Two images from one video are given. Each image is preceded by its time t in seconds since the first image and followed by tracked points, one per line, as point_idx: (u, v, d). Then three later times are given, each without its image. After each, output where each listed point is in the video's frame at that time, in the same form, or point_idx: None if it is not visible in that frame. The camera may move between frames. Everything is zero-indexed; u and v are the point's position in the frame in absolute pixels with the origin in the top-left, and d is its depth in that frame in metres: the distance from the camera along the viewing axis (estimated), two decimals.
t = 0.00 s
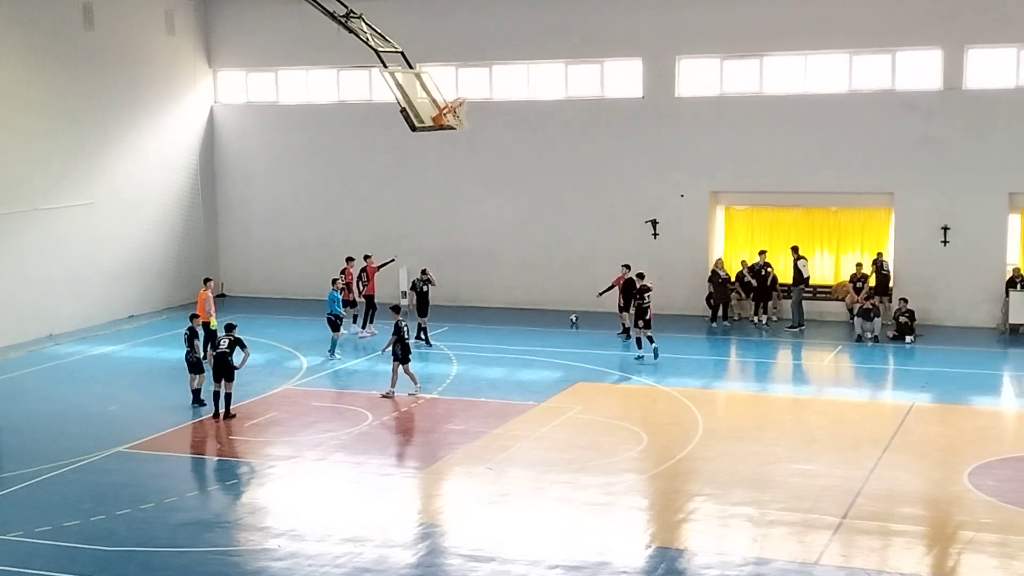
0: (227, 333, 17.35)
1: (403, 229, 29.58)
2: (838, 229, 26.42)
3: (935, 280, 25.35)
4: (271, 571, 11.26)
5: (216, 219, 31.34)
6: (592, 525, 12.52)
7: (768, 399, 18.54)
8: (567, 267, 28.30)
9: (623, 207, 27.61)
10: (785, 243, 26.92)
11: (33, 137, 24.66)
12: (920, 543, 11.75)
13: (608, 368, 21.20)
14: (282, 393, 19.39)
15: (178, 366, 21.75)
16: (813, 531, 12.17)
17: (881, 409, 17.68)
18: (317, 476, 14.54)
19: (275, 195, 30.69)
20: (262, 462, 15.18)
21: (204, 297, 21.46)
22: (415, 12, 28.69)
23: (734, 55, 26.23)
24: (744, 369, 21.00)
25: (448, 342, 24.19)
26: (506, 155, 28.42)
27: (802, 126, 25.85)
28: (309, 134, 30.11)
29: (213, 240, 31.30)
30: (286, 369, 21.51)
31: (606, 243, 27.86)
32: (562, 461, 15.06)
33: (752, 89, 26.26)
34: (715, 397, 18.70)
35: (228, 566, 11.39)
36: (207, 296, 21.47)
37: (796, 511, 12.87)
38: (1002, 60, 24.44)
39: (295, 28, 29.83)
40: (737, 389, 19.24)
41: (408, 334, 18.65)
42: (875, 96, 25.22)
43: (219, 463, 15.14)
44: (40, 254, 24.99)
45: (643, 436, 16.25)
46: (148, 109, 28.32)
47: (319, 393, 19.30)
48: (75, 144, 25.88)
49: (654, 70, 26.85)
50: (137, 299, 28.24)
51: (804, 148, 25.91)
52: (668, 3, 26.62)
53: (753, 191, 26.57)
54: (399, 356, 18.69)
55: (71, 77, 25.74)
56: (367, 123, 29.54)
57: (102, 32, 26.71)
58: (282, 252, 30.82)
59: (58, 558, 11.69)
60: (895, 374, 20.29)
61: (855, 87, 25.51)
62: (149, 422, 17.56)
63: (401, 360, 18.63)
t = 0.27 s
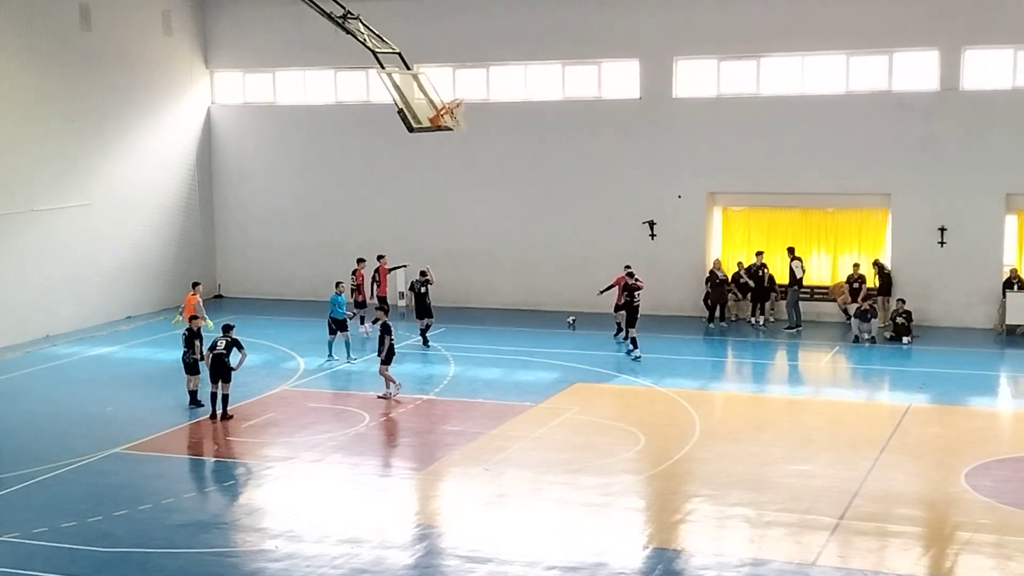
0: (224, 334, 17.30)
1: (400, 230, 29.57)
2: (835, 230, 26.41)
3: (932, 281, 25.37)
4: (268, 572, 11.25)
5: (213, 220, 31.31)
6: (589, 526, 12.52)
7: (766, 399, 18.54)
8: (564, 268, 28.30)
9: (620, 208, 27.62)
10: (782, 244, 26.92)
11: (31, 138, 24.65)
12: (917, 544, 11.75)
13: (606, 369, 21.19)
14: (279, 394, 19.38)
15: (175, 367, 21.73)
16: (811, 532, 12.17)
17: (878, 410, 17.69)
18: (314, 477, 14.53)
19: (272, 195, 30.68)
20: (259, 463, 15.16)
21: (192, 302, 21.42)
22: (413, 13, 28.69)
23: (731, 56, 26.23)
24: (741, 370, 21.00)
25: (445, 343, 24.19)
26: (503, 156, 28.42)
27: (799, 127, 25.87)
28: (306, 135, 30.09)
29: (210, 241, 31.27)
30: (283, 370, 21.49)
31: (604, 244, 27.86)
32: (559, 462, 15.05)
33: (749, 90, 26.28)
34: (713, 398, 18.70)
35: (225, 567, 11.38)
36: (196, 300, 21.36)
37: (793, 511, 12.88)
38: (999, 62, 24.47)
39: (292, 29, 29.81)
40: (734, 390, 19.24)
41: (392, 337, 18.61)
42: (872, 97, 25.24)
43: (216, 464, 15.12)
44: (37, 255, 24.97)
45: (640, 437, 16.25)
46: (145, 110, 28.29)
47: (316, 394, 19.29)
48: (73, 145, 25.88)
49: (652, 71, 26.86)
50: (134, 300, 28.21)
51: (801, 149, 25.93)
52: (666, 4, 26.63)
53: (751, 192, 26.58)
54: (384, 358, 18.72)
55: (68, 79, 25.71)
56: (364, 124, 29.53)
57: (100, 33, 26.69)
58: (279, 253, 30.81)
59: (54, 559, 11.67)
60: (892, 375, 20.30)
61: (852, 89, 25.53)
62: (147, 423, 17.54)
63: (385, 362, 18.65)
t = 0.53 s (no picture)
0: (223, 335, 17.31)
1: (399, 231, 29.57)
2: (833, 231, 26.43)
3: (930, 282, 25.38)
4: (267, 572, 11.25)
5: (211, 221, 31.31)
6: (587, 526, 12.52)
7: (764, 400, 18.55)
8: (562, 268, 28.30)
9: (619, 209, 27.63)
10: (780, 245, 26.94)
11: (29, 138, 24.65)
12: (915, 545, 11.77)
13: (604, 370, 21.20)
14: (277, 394, 19.38)
15: (173, 368, 21.73)
16: (809, 533, 12.18)
17: (876, 410, 17.71)
18: (312, 478, 14.52)
19: (270, 196, 30.67)
20: (258, 464, 15.16)
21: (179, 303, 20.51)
22: (411, 13, 28.70)
23: (729, 57, 26.25)
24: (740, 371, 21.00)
25: (443, 344, 24.18)
26: (501, 157, 28.42)
27: (797, 127, 25.88)
28: (304, 135, 30.09)
29: (208, 241, 31.27)
30: (281, 371, 21.48)
31: (602, 245, 27.87)
32: (557, 462, 15.05)
33: (747, 91, 26.30)
34: (711, 398, 18.70)
35: (223, 568, 11.38)
36: (184, 301, 20.60)
37: (792, 512, 12.89)
38: (996, 62, 24.50)
39: (291, 29, 29.81)
40: (733, 391, 19.26)
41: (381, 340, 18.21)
42: (870, 98, 25.26)
43: (214, 465, 15.13)
44: (35, 255, 24.96)
45: (638, 437, 16.26)
46: (143, 110, 28.29)
47: (314, 395, 19.29)
48: (71, 145, 25.88)
49: (650, 72, 26.87)
50: (132, 300, 28.20)
51: (799, 150, 25.95)
52: (663, 6, 26.64)
53: (749, 193, 26.60)
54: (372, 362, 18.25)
55: (65, 79, 25.67)
56: (362, 125, 29.53)
57: (98, 34, 26.69)
58: (278, 253, 30.81)
59: (52, 560, 11.66)
60: (890, 376, 20.31)
61: (850, 89, 25.55)
62: (145, 424, 17.53)
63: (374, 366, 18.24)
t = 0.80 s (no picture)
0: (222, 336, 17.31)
1: (397, 231, 29.56)
2: (832, 231, 26.41)
3: (929, 282, 25.38)
4: (266, 573, 11.25)
5: (210, 221, 31.30)
6: (586, 527, 12.52)
7: (763, 400, 18.56)
8: (561, 269, 28.30)
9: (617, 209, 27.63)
10: (779, 245, 26.93)
11: (28, 138, 24.64)
12: (914, 545, 11.77)
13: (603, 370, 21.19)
14: (276, 395, 19.38)
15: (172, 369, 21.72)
16: (808, 533, 12.18)
17: (875, 411, 17.71)
18: (311, 478, 14.52)
19: (268, 197, 30.66)
20: (257, 464, 15.16)
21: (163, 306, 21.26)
22: (410, 13, 28.69)
23: (728, 57, 26.25)
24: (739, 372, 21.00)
25: (442, 344, 24.18)
26: (500, 157, 28.42)
27: (796, 128, 25.89)
28: (303, 136, 30.08)
29: (207, 242, 31.27)
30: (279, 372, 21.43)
31: (601, 245, 27.88)
32: (556, 463, 15.05)
33: (746, 91, 26.30)
34: (710, 398, 18.70)
35: (222, 569, 11.38)
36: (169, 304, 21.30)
37: (791, 512, 12.89)
38: (995, 63, 24.50)
39: (290, 30, 29.81)
40: (731, 391, 19.26)
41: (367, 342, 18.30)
42: (869, 98, 25.27)
43: (213, 466, 15.12)
44: (34, 255, 24.95)
45: (638, 438, 16.27)
46: (142, 110, 28.29)
47: (313, 395, 19.28)
48: (70, 145, 25.87)
49: (649, 72, 26.87)
50: (131, 300, 28.20)
51: (798, 150, 25.95)
52: (662, 6, 26.65)
53: (748, 193, 26.60)
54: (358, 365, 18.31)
55: (64, 79, 25.66)
56: (361, 125, 29.53)
57: (97, 35, 26.68)
58: (277, 253, 30.80)
59: (50, 561, 11.65)
60: (889, 376, 20.31)
61: (849, 90, 25.55)
62: (144, 424, 17.52)
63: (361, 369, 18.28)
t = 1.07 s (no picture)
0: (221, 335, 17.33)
1: (395, 231, 29.56)
2: (830, 232, 26.45)
3: (927, 282, 25.40)
4: (263, 573, 11.24)
5: (208, 222, 31.30)
6: (584, 527, 12.53)
7: (762, 400, 18.57)
8: (559, 269, 28.31)
9: (616, 209, 27.63)
10: (777, 246, 26.96)
11: (26, 138, 24.63)
12: (912, 545, 11.77)
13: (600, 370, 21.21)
14: (274, 395, 19.38)
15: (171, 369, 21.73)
16: (806, 533, 12.18)
17: (873, 411, 17.73)
18: (310, 479, 14.52)
19: (267, 197, 30.65)
20: (255, 465, 15.15)
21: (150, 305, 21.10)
22: (408, 14, 28.69)
23: (726, 57, 26.26)
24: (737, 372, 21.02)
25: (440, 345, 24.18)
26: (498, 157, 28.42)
27: (794, 128, 25.90)
28: (301, 136, 30.07)
29: (205, 242, 31.26)
30: (278, 372, 21.45)
31: (599, 246, 27.89)
32: (554, 463, 15.05)
33: (744, 92, 26.30)
34: (708, 399, 18.72)
35: (220, 569, 11.38)
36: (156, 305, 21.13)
37: (789, 513, 12.89)
38: (993, 63, 24.51)
39: (288, 30, 29.80)
40: (730, 391, 19.28)
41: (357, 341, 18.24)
42: (867, 99, 25.28)
43: (212, 466, 15.12)
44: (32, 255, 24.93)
45: (636, 438, 16.28)
46: (140, 111, 28.27)
47: (311, 395, 19.29)
48: (68, 145, 25.85)
49: (647, 72, 26.88)
50: (130, 300, 28.19)
51: (796, 151, 25.96)
52: (661, 6, 26.65)
53: (746, 194, 26.61)
54: (348, 363, 18.27)
55: (62, 79, 25.65)
56: (359, 125, 29.52)
57: (95, 35, 26.66)
58: (275, 253, 30.80)
59: (47, 561, 11.64)
60: (887, 377, 20.33)
61: (847, 90, 25.56)
62: (142, 424, 17.52)
63: (349, 368, 18.25)
